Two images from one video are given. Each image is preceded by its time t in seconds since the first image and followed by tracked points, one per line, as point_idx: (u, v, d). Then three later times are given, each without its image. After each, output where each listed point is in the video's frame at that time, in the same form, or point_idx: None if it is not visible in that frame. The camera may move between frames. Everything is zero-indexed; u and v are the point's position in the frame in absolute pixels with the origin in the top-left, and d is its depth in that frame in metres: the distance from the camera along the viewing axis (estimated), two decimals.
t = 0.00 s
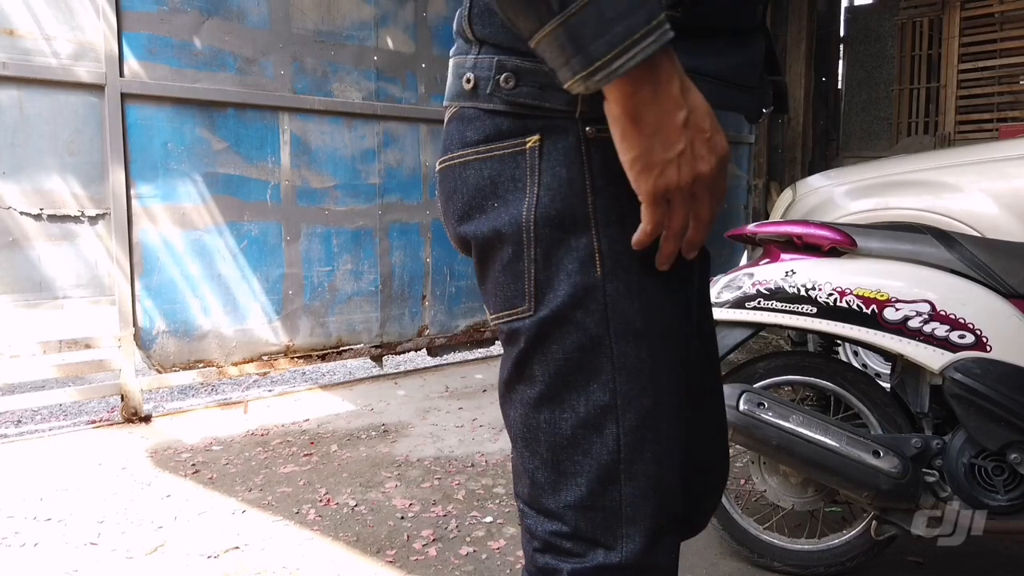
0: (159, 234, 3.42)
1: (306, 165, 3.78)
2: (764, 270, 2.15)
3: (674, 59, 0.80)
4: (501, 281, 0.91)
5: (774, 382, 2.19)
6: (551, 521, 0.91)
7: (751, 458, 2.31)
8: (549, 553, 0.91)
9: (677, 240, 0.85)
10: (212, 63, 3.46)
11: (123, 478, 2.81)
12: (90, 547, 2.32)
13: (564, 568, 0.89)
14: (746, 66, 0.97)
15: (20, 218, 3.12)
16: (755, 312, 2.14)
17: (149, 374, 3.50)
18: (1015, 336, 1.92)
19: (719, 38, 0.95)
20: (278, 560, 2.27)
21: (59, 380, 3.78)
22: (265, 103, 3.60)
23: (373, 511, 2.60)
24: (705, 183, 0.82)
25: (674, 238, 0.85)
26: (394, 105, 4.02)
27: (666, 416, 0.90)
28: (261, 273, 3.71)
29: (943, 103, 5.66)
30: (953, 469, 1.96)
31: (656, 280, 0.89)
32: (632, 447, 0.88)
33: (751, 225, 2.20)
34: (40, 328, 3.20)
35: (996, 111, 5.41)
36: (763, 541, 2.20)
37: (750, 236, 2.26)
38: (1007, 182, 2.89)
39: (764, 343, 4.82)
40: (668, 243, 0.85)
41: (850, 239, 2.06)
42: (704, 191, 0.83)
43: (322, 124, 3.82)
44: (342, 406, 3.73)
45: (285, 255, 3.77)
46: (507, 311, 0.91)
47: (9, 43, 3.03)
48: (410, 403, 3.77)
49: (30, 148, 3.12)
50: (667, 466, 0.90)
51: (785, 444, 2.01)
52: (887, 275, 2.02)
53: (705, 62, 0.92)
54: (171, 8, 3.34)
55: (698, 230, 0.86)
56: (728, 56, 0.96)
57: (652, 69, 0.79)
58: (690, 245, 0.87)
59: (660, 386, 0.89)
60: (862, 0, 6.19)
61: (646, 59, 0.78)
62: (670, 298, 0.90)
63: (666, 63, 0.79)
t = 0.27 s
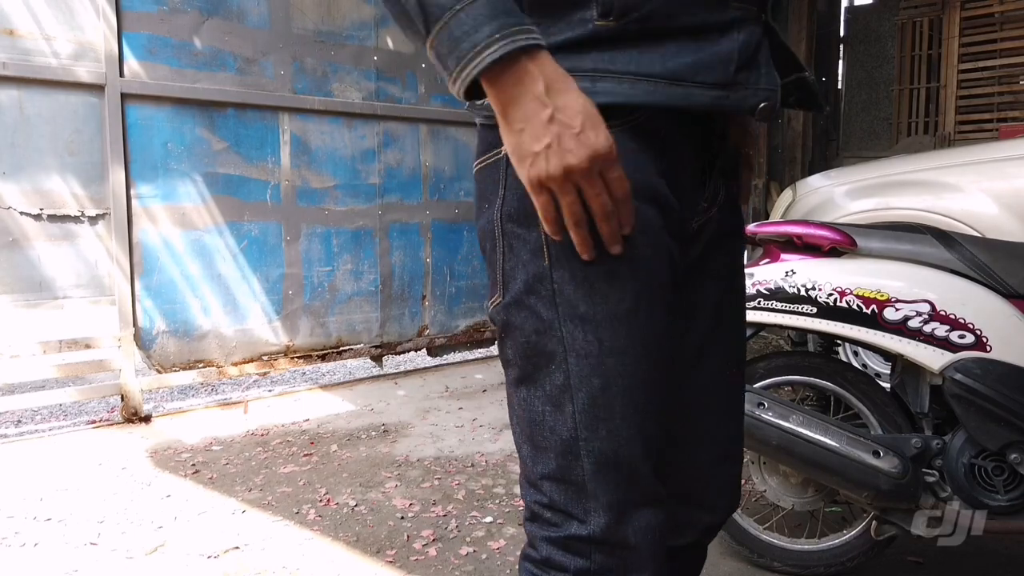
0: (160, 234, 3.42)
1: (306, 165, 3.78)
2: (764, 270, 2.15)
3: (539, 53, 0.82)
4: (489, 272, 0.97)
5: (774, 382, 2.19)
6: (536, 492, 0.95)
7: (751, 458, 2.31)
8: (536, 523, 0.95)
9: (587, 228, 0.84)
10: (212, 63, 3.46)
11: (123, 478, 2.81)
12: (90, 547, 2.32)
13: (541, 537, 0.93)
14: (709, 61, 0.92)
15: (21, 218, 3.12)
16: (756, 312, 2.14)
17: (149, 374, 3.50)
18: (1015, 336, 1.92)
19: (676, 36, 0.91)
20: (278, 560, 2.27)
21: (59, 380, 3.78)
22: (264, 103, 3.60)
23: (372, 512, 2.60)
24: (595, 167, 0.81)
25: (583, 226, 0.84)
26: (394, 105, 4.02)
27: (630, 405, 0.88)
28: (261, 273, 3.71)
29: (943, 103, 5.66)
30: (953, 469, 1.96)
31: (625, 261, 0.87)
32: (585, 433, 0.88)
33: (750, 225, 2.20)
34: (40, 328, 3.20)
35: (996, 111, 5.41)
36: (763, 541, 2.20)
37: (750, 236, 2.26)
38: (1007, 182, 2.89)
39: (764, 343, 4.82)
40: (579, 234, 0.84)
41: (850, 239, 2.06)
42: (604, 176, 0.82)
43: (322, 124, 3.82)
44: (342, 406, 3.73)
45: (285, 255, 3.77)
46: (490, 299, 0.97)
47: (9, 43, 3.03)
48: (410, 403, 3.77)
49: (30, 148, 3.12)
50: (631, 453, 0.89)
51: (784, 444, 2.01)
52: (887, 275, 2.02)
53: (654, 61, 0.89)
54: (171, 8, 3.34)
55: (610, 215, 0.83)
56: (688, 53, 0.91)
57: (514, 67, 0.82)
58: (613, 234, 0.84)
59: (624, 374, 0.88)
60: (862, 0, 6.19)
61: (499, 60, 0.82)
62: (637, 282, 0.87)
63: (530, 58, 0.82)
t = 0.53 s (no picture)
0: (160, 235, 3.42)
1: (306, 165, 3.78)
2: (764, 270, 2.15)
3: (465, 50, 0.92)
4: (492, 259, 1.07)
5: (774, 382, 2.19)
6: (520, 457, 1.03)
7: (751, 458, 2.31)
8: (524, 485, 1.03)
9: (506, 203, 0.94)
10: (212, 63, 3.46)
11: (122, 478, 2.81)
12: (90, 547, 2.32)
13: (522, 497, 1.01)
14: (626, 61, 0.92)
15: (21, 218, 3.12)
16: (755, 312, 2.14)
17: (149, 373, 3.50)
18: (1015, 335, 1.92)
19: (602, 38, 0.93)
20: (278, 560, 2.27)
21: (59, 380, 3.79)
22: (264, 103, 3.60)
23: (373, 512, 2.60)
24: (500, 145, 0.90)
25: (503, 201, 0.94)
26: (394, 105, 4.02)
27: (569, 375, 0.94)
28: (261, 273, 3.71)
29: (942, 103, 5.66)
30: (953, 469, 1.96)
31: (556, 238, 0.93)
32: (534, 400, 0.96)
33: (750, 225, 2.20)
34: (40, 328, 3.20)
35: (995, 111, 5.41)
36: (763, 541, 2.20)
37: (750, 236, 2.26)
38: (1007, 181, 2.89)
39: (763, 343, 4.82)
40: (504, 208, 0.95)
41: (849, 239, 2.06)
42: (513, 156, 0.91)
43: (322, 124, 3.83)
44: (341, 406, 3.73)
45: (285, 255, 3.77)
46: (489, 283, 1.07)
47: (9, 42, 3.03)
48: (410, 403, 3.77)
49: (30, 148, 3.12)
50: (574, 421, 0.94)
51: (784, 444, 2.01)
52: (886, 275, 2.02)
53: (567, 64, 0.92)
54: (171, 8, 3.34)
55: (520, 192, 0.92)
56: (607, 55, 0.92)
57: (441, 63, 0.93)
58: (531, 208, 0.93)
59: (557, 346, 0.94)
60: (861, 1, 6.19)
61: (428, 59, 0.93)
62: (570, 260, 0.93)
63: (455, 56, 0.92)
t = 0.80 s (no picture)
0: (159, 235, 3.42)
1: (306, 165, 3.78)
2: (764, 270, 2.15)
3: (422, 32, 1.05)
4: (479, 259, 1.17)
5: (774, 382, 2.19)
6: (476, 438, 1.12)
7: (751, 458, 2.31)
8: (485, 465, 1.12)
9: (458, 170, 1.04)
10: (212, 63, 3.46)
11: (122, 478, 2.81)
12: (90, 547, 2.32)
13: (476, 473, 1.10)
14: (571, 58, 1.02)
15: (20, 218, 3.12)
16: (755, 312, 2.14)
17: (149, 373, 3.50)
18: (1014, 335, 1.92)
19: (554, 38, 1.04)
20: (277, 560, 2.28)
21: (59, 380, 3.79)
22: (264, 103, 3.60)
23: (373, 511, 2.60)
24: (433, 131, 1.01)
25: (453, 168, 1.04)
26: (394, 105, 4.02)
27: (494, 357, 1.03)
28: (260, 273, 3.71)
29: (943, 103, 5.66)
30: (953, 469, 1.96)
31: (495, 231, 1.05)
32: (471, 377, 1.06)
33: (750, 224, 2.19)
34: (39, 329, 3.20)
35: (995, 111, 5.41)
36: (763, 541, 2.20)
37: (749, 236, 2.26)
38: (1007, 181, 2.89)
39: (763, 343, 4.82)
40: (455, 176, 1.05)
41: (849, 239, 2.05)
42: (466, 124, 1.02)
43: (322, 125, 3.83)
44: (341, 406, 3.73)
45: (285, 255, 3.77)
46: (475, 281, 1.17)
47: (9, 43, 3.03)
48: (410, 403, 3.77)
49: (30, 149, 3.12)
50: (496, 400, 1.03)
51: (784, 445, 2.01)
52: (886, 275, 2.02)
53: (524, 64, 1.04)
54: (171, 8, 3.34)
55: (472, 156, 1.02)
56: (557, 53, 1.03)
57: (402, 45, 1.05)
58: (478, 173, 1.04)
59: (489, 329, 1.04)
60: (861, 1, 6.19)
61: (388, 38, 1.05)
62: (504, 252, 1.04)
63: (411, 38, 1.05)
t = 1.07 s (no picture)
0: (160, 235, 3.42)
1: (306, 165, 3.78)
2: (764, 270, 2.14)
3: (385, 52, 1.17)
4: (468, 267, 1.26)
5: (775, 382, 2.19)
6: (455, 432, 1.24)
7: (750, 458, 2.31)
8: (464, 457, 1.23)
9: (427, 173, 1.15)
10: (213, 64, 3.46)
11: (122, 478, 2.81)
12: (90, 547, 2.32)
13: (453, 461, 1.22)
14: (526, 68, 1.10)
15: (20, 218, 3.13)
16: (755, 312, 2.13)
17: (149, 373, 3.50)
18: (1014, 335, 1.92)
19: (513, 50, 1.12)
20: (277, 560, 2.28)
21: (59, 380, 3.79)
22: (264, 104, 3.60)
23: (373, 512, 2.60)
24: (397, 143, 1.12)
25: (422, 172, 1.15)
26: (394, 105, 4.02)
27: (452, 360, 1.15)
28: (260, 273, 3.71)
29: (943, 103, 5.66)
30: (953, 469, 1.96)
31: (457, 245, 1.16)
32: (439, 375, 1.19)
33: (750, 224, 2.19)
34: (39, 329, 3.20)
35: (995, 111, 5.41)
36: (763, 541, 2.20)
37: (749, 236, 2.26)
38: (1007, 181, 2.89)
39: (763, 343, 4.82)
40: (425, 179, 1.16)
41: (850, 239, 2.05)
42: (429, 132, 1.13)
43: (322, 125, 3.83)
44: (341, 406, 3.73)
45: (285, 255, 3.77)
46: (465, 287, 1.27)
47: (9, 43, 3.03)
48: (410, 403, 3.77)
49: (30, 149, 3.12)
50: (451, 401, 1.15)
51: (784, 444, 2.01)
52: (886, 275, 2.02)
53: (491, 74, 1.13)
54: (171, 8, 3.34)
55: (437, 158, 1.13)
56: (515, 64, 1.11)
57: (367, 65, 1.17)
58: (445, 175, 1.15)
59: (450, 334, 1.16)
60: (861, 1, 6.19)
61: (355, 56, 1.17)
62: (462, 265, 1.15)
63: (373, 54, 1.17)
